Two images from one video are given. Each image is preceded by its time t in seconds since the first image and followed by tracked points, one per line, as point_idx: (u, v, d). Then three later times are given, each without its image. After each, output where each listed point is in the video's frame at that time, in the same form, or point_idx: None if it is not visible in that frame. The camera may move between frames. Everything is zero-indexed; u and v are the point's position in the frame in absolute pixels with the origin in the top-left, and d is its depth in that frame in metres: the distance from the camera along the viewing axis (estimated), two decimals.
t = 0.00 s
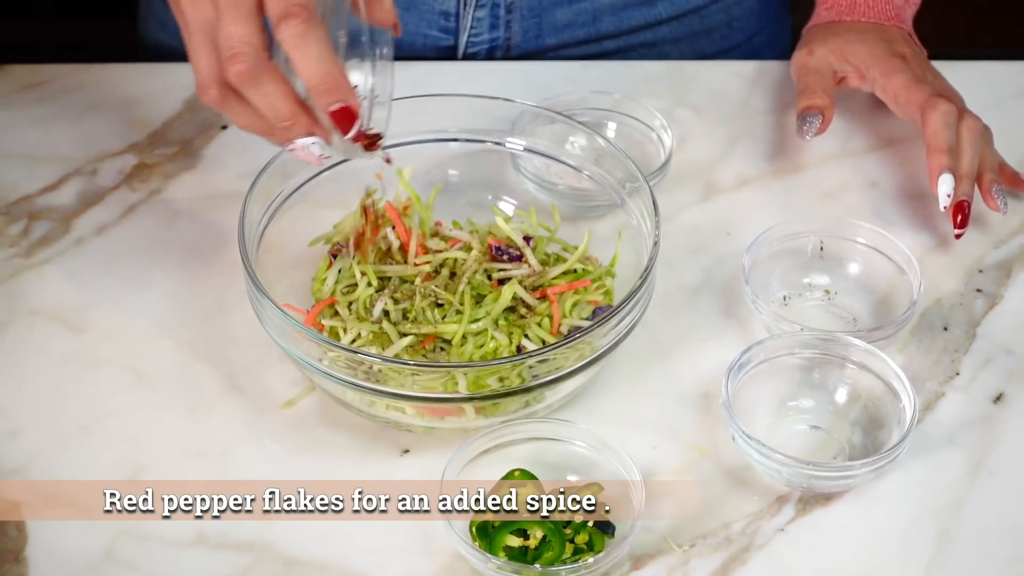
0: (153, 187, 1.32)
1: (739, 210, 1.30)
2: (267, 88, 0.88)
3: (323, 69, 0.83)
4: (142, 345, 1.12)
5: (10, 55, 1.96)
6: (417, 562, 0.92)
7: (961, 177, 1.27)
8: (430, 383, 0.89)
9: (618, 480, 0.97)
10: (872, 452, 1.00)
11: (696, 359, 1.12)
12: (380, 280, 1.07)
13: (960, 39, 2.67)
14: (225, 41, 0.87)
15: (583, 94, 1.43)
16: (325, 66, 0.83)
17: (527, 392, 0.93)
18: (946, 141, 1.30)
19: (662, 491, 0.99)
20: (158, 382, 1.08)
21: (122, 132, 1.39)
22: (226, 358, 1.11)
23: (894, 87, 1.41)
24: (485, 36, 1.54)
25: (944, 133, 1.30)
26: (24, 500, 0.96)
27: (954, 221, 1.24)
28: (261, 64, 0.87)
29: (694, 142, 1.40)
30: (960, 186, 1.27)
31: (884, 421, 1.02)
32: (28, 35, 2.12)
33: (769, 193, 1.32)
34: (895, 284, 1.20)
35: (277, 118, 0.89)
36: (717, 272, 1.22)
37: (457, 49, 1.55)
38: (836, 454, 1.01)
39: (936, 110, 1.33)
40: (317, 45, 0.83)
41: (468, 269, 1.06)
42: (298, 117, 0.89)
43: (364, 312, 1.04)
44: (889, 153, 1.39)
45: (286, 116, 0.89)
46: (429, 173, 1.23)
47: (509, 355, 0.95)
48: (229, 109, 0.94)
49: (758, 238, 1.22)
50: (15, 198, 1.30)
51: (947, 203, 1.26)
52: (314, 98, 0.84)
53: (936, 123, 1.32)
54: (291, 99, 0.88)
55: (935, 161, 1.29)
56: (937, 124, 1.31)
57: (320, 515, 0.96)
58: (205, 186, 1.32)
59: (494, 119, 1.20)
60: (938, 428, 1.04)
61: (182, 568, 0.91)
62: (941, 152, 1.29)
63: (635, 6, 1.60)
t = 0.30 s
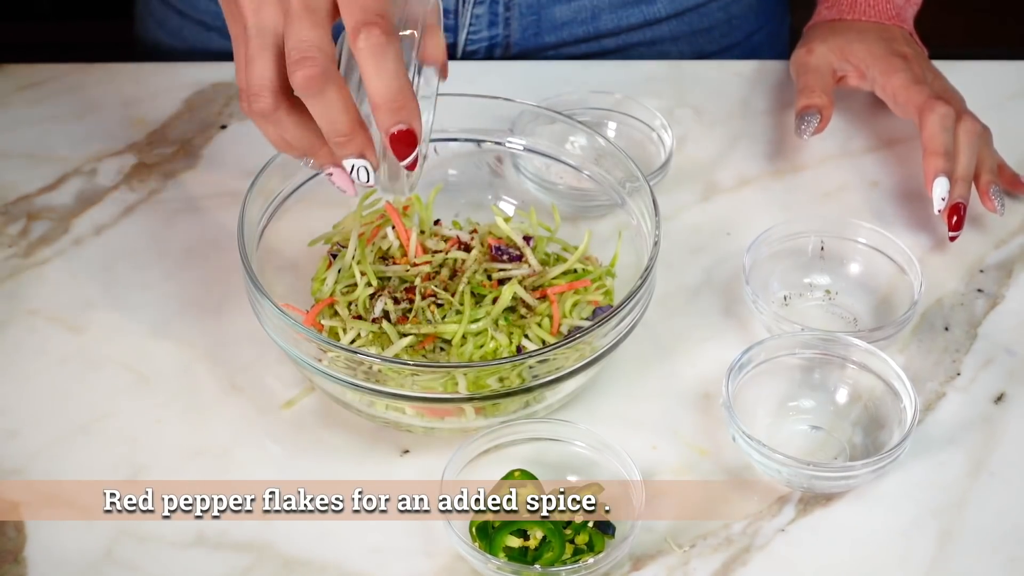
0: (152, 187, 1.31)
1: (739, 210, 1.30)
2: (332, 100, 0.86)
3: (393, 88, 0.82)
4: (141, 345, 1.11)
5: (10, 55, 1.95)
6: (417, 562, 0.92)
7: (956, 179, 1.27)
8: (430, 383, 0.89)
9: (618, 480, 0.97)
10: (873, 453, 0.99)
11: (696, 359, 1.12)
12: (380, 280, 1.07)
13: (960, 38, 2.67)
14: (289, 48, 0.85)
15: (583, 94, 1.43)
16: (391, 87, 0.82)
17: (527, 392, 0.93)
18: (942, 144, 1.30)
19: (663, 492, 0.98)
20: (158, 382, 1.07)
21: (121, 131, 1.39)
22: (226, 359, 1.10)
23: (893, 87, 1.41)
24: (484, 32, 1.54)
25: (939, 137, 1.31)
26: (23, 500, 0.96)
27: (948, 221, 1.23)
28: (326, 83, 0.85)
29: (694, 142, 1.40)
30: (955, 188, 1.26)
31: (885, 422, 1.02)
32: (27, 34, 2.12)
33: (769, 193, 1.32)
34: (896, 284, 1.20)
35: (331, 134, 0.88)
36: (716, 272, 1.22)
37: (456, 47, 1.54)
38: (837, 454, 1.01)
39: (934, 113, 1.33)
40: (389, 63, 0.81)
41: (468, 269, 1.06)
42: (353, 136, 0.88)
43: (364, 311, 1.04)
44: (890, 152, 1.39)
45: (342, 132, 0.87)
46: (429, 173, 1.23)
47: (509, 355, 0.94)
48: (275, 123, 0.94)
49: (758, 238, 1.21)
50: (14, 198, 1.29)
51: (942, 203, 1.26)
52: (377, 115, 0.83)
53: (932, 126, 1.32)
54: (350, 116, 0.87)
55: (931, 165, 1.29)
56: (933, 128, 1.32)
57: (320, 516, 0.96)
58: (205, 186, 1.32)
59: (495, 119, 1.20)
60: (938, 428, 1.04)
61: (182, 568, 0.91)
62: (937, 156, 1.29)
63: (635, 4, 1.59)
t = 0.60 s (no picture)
0: (152, 187, 1.31)
1: (739, 210, 1.29)
2: (473, 42, 0.85)
3: (526, 39, 0.87)
4: (140, 345, 1.11)
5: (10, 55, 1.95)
6: (416, 562, 0.92)
7: (838, 126, 1.30)
8: (429, 383, 0.89)
9: (619, 480, 0.97)
10: (874, 453, 0.99)
11: (696, 359, 1.11)
12: (380, 280, 1.07)
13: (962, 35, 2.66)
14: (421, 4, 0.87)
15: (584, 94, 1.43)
16: (405, 99, 0.88)
17: (527, 392, 0.92)
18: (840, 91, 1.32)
19: (663, 492, 0.98)
20: (157, 383, 1.07)
21: (122, 131, 1.39)
22: (225, 359, 1.10)
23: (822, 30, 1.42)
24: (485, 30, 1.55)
25: (838, 78, 1.33)
26: (22, 500, 0.96)
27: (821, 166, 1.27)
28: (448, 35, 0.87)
29: (695, 142, 1.40)
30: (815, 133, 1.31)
31: (886, 422, 1.02)
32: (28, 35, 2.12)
33: (770, 193, 1.32)
34: (897, 284, 1.20)
35: (465, 81, 0.86)
36: (717, 272, 1.21)
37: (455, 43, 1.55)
38: (837, 454, 1.00)
39: (837, 56, 1.34)
40: (525, 32, 0.87)
41: (468, 268, 1.05)
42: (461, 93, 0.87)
43: (364, 312, 1.04)
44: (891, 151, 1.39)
45: (475, 81, 0.86)
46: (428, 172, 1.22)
47: (508, 356, 0.94)
48: (384, 71, 0.88)
49: (759, 238, 1.21)
50: (13, 198, 1.29)
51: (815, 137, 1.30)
52: (455, 99, 0.87)
53: (835, 66, 1.34)
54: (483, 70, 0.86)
55: (818, 100, 1.32)
56: (835, 70, 1.33)
57: (320, 516, 0.95)
58: (204, 186, 1.31)
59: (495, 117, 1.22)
60: (939, 428, 1.04)
61: (182, 569, 0.91)
62: (828, 95, 1.31)
63: (634, 3, 1.59)
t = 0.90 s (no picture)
0: (152, 187, 1.31)
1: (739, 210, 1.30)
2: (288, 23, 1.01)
3: None
4: (140, 345, 1.11)
5: (10, 55, 1.95)
6: (416, 563, 0.92)
7: (678, 201, 1.22)
8: (429, 383, 0.89)
9: (618, 480, 0.97)
10: (874, 453, 0.99)
11: (696, 359, 1.11)
12: (380, 280, 1.07)
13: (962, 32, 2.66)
14: None
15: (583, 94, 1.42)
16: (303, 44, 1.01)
17: (527, 392, 0.92)
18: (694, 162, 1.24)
19: (663, 492, 0.98)
20: (157, 383, 1.07)
21: (121, 131, 1.39)
22: (226, 358, 1.10)
23: (688, 74, 1.32)
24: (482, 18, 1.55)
25: (691, 150, 1.24)
26: (21, 501, 0.96)
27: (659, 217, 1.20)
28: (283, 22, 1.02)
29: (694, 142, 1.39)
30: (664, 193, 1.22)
31: (886, 422, 1.02)
32: (27, 35, 2.12)
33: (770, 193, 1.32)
34: (897, 283, 1.20)
35: (308, 57, 1.02)
36: (717, 272, 1.21)
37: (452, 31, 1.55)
38: (837, 454, 1.01)
39: (695, 121, 1.25)
40: None
41: (468, 269, 1.05)
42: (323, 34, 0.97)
43: (364, 312, 1.04)
44: (891, 151, 1.38)
45: (314, 53, 1.01)
46: (429, 172, 1.23)
47: (508, 356, 0.94)
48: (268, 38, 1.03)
49: (758, 238, 1.21)
50: (13, 198, 1.29)
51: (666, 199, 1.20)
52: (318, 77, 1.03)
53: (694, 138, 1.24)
54: (314, 35, 1.01)
55: (666, 171, 1.23)
56: (694, 142, 1.24)
57: (319, 516, 0.95)
58: (205, 186, 1.31)
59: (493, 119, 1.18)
60: (939, 428, 1.04)
61: (182, 569, 0.91)
62: (677, 166, 1.22)
63: None
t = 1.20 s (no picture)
0: (152, 187, 1.31)
1: (740, 210, 1.30)
2: None
3: None
4: (140, 345, 1.11)
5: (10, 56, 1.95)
6: (417, 563, 0.92)
7: (669, 200, 1.24)
8: (429, 383, 0.89)
9: (618, 481, 0.97)
10: (874, 453, 0.99)
11: (696, 359, 1.11)
12: (380, 280, 1.07)
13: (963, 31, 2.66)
14: None
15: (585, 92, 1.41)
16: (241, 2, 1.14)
17: (527, 392, 0.92)
18: (691, 163, 1.26)
19: (663, 492, 0.98)
20: (157, 383, 1.07)
21: (121, 131, 1.39)
22: (226, 358, 1.10)
23: (691, 78, 1.34)
24: (479, 4, 1.52)
25: (688, 152, 1.26)
26: (22, 501, 0.96)
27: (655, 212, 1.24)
28: None
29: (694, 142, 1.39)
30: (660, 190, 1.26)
31: (887, 422, 1.02)
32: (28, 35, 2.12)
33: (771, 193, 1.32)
34: (897, 284, 1.19)
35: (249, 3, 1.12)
36: (716, 272, 1.21)
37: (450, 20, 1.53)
38: (837, 454, 1.01)
39: (696, 125, 1.27)
40: None
41: (469, 268, 1.05)
42: None
43: (364, 311, 1.04)
44: (891, 151, 1.38)
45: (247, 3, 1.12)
46: (429, 172, 1.23)
47: (508, 356, 0.94)
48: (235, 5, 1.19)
49: (759, 239, 1.21)
50: (13, 198, 1.29)
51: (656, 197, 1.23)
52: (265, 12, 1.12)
53: (692, 141, 1.26)
54: None
55: (658, 174, 1.25)
56: (691, 144, 1.26)
57: (319, 516, 0.95)
58: (205, 186, 1.31)
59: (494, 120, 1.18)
60: (940, 429, 1.03)
61: (182, 569, 0.91)
62: (673, 167, 1.25)
63: None
